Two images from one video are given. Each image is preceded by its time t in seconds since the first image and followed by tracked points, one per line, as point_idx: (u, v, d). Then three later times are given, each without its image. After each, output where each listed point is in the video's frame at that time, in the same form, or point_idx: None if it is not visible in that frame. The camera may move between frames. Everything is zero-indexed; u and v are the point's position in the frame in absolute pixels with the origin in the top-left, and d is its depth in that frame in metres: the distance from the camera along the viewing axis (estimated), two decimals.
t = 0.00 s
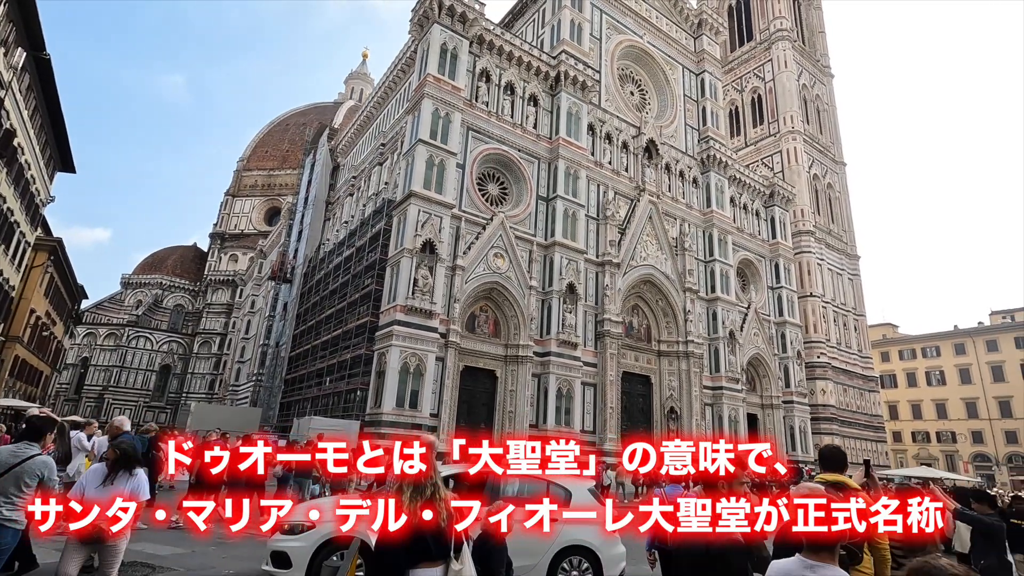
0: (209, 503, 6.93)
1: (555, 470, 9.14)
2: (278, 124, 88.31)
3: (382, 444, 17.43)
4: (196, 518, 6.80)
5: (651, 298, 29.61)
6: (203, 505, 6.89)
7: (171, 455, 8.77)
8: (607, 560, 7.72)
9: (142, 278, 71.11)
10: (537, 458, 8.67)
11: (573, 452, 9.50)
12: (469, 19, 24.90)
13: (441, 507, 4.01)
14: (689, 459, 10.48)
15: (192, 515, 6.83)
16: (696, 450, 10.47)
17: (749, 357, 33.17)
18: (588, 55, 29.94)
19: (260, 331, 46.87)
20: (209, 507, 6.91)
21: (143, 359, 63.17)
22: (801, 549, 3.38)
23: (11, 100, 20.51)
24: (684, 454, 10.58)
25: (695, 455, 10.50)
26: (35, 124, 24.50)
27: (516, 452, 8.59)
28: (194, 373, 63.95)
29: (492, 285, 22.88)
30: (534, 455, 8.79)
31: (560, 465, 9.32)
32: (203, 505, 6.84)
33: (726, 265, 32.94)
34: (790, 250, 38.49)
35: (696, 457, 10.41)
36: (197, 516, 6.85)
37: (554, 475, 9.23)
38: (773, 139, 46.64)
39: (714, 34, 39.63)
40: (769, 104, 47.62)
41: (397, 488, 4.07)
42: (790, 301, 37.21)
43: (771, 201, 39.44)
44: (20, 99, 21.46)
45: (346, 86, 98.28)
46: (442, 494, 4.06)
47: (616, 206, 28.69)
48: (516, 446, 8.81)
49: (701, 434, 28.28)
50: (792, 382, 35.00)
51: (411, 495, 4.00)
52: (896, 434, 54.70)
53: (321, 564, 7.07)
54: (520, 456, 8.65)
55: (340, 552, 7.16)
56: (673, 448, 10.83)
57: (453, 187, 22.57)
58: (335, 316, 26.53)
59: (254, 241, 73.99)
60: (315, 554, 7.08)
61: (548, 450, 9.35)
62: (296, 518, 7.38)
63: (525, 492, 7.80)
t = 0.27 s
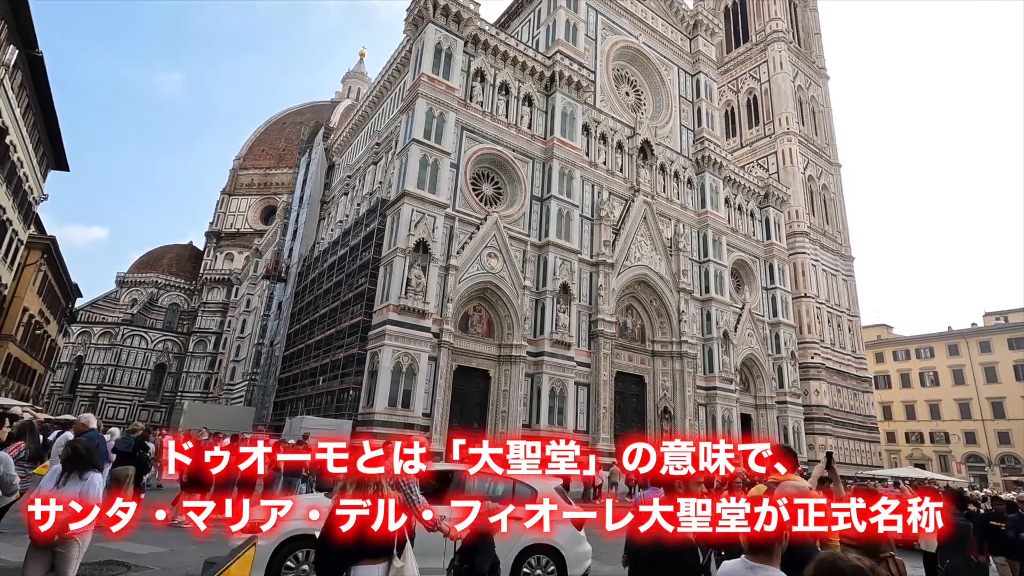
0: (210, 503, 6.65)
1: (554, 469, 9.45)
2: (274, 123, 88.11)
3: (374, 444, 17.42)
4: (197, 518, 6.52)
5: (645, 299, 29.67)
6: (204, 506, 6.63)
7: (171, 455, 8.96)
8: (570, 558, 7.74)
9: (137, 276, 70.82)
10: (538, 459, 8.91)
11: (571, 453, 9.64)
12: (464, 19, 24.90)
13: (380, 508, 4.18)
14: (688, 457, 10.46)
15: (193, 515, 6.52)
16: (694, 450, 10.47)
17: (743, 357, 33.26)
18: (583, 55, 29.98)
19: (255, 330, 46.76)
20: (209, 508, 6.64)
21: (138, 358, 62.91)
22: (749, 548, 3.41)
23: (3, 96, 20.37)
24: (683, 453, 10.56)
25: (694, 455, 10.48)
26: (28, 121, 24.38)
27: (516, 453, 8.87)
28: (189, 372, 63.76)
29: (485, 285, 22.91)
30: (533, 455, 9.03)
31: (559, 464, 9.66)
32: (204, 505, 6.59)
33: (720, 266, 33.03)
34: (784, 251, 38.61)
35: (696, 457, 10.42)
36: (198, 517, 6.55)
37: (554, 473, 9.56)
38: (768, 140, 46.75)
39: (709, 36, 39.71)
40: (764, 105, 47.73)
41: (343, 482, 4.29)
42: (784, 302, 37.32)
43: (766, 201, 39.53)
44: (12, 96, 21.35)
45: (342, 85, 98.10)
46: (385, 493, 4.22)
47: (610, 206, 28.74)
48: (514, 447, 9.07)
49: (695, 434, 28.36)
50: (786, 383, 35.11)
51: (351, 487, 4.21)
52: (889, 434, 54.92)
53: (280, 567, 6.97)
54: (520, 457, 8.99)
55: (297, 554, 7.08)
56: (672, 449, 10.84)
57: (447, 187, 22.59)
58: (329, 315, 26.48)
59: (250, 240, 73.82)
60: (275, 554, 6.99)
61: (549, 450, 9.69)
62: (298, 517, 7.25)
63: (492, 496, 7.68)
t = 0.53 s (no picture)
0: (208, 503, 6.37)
1: (554, 470, 9.51)
2: (273, 122, 88.01)
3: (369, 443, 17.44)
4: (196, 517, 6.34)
5: (642, 298, 29.69)
6: (202, 505, 6.37)
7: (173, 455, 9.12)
8: (540, 554, 7.67)
9: (136, 275, 70.79)
10: (538, 458, 9.01)
11: (572, 454, 9.83)
12: (460, 17, 24.88)
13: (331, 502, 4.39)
14: (688, 459, 10.46)
15: (192, 514, 6.34)
16: (694, 450, 10.47)
17: (740, 356, 33.30)
18: (580, 54, 29.98)
19: (252, 329, 46.77)
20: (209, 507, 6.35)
21: (136, 356, 62.88)
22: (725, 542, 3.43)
23: None
24: (683, 455, 10.53)
25: (693, 455, 10.51)
26: (25, 118, 24.41)
27: (516, 452, 8.97)
28: (187, 371, 63.76)
29: (481, 283, 22.93)
30: (532, 456, 9.03)
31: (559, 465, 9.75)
32: (203, 505, 6.33)
33: (717, 265, 33.05)
34: (782, 251, 38.64)
35: (696, 457, 10.42)
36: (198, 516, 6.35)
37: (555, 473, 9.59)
38: (766, 140, 46.77)
39: (707, 35, 39.72)
40: (762, 105, 47.74)
41: (299, 478, 4.55)
42: (781, 301, 37.35)
43: (763, 201, 39.55)
44: (8, 93, 21.37)
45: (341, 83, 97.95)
46: (335, 489, 4.43)
47: (606, 206, 28.76)
48: (516, 446, 9.17)
49: (691, 433, 28.38)
50: (783, 382, 35.16)
51: (306, 492, 4.39)
52: (886, 434, 54.99)
53: (243, 567, 6.74)
54: (517, 457, 8.96)
55: (258, 554, 6.81)
56: (673, 448, 10.76)
57: (443, 186, 22.60)
58: (325, 313, 26.48)
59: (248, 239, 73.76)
60: (238, 553, 6.82)
61: (548, 450, 9.75)
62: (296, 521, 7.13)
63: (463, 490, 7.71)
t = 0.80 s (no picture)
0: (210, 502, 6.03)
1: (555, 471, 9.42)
2: (274, 120, 88.08)
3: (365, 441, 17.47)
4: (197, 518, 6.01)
5: (640, 296, 29.67)
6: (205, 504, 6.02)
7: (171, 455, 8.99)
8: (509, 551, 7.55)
9: (137, 273, 70.94)
10: (538, 458, 9.07)
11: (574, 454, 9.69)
12: (459, 16, 24.85)
13: (283, 490, 4.12)
14: (687, 459, 10.40)
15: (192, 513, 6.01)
16: (694, 450, 10.40)
17: (739, 356, 33.28)
18: (579, 53, 29.95)
19: (252, 327, 46.86)
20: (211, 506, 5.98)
21: (137, 355, 62.99)
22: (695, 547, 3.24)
23: None
24: (682, 455, 10.48)
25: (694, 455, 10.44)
26: (24, 117, 24.45)
27: (516, 453, 9.10)
28: (188, 369, 63.90)
29: (479, 282, 22.94)
30: (532, 457, 9.10)
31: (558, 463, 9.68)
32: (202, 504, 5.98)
33: (716, 264, 33.02)
34: (781, 250, 38.59)
35: (695, 457, 10.35)
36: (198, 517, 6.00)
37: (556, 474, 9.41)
38: (767, 139, 46.69)
39: (707, 33, 39.65)
40: (763, 103, 47.64)
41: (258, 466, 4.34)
42: (780, 300, 37.30)
43: (763, 200, 39.48)
44: (7, 92, 21.43)
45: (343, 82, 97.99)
46: (290, 477, 4.19)
47: (605, 204, 28.73)
48: (516, 447, 9.23)
49: (689, 432, 28.36)
50: (782, 382, 35.13)
51: (257, 483, 4.11)
52: (887, 433, 54.92)
53: (204, 563, 6.39)
54: (517, 458, 9.05)
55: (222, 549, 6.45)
56: (671, 448, 10.72)
57: (441, 185, 22.61)
58: (323, 312, 26.49)
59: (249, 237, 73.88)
60: (199, 551, 6.47)
61: (549, 450, 9.71)
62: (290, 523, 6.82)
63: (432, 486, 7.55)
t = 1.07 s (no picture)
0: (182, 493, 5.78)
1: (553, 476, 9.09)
2: (277, 121, 88.26)
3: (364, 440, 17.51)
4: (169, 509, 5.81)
5: (640, 296, 29.65)
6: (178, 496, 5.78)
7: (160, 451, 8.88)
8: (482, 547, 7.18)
9: (140, 273, 71.20)
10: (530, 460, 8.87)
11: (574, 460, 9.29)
12: (458, 16, 24.87)
13: (242, 486, 3.88)
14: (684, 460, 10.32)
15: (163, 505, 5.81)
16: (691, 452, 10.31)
17: (739, 355, 33.23)
18: (579, 52, 29.95)
19: (254, 328, 46.98)
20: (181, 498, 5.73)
21: (140, 355, 63.20)
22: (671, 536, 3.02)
23: None
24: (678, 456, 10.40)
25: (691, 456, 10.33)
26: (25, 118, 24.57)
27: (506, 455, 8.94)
28: (190, 369, 64.13)
29: (478, 282, 22.97)
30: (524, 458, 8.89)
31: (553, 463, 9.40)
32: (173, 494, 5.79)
33: (717, 264, 32.97)
34: (783, 250, 38.51)
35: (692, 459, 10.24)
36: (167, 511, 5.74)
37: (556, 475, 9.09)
38: (768, 138, 46.60)
39: (707, 33, 39.61)
40: (764, 103, 47.56)
41: (219, 461, 4.08)
42: (781, 300, 37.23)
43: (764, 199, 39.40)
44: (9, 93, 21.54)
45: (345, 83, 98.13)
46: (251, 472, 3.95)
47: (605, 204, 28.72)
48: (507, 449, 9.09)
49: (689, 432, 28.32)
50: (783, 382, 35.05)
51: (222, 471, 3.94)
52: (889, 434, 54.78)
53: (173, 561, 5.95)
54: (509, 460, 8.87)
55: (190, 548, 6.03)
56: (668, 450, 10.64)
57: (439, 184, 22.63)
58: (323, 312, 26.54)
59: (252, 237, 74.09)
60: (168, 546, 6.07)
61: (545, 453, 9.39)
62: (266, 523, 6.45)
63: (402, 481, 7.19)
